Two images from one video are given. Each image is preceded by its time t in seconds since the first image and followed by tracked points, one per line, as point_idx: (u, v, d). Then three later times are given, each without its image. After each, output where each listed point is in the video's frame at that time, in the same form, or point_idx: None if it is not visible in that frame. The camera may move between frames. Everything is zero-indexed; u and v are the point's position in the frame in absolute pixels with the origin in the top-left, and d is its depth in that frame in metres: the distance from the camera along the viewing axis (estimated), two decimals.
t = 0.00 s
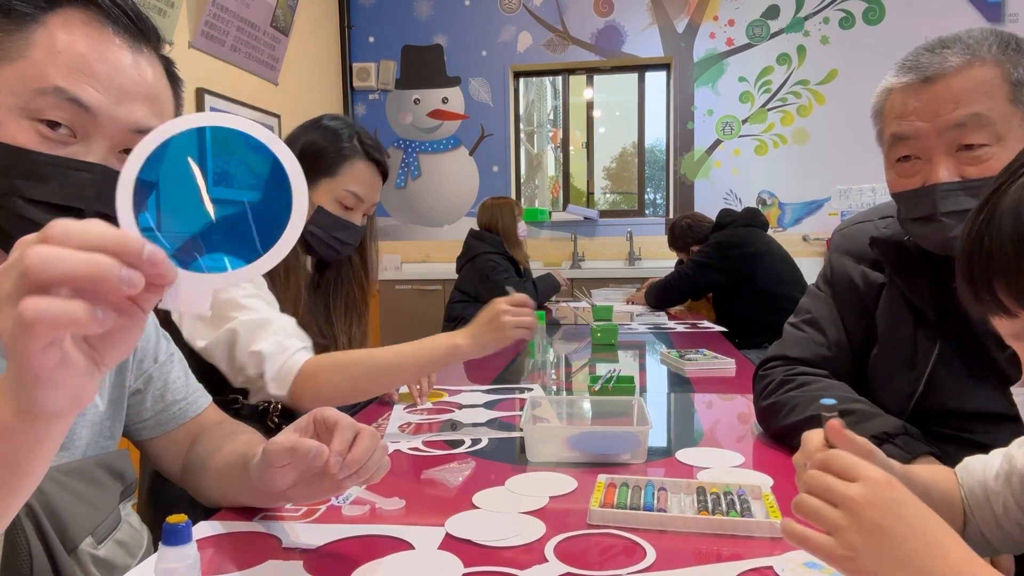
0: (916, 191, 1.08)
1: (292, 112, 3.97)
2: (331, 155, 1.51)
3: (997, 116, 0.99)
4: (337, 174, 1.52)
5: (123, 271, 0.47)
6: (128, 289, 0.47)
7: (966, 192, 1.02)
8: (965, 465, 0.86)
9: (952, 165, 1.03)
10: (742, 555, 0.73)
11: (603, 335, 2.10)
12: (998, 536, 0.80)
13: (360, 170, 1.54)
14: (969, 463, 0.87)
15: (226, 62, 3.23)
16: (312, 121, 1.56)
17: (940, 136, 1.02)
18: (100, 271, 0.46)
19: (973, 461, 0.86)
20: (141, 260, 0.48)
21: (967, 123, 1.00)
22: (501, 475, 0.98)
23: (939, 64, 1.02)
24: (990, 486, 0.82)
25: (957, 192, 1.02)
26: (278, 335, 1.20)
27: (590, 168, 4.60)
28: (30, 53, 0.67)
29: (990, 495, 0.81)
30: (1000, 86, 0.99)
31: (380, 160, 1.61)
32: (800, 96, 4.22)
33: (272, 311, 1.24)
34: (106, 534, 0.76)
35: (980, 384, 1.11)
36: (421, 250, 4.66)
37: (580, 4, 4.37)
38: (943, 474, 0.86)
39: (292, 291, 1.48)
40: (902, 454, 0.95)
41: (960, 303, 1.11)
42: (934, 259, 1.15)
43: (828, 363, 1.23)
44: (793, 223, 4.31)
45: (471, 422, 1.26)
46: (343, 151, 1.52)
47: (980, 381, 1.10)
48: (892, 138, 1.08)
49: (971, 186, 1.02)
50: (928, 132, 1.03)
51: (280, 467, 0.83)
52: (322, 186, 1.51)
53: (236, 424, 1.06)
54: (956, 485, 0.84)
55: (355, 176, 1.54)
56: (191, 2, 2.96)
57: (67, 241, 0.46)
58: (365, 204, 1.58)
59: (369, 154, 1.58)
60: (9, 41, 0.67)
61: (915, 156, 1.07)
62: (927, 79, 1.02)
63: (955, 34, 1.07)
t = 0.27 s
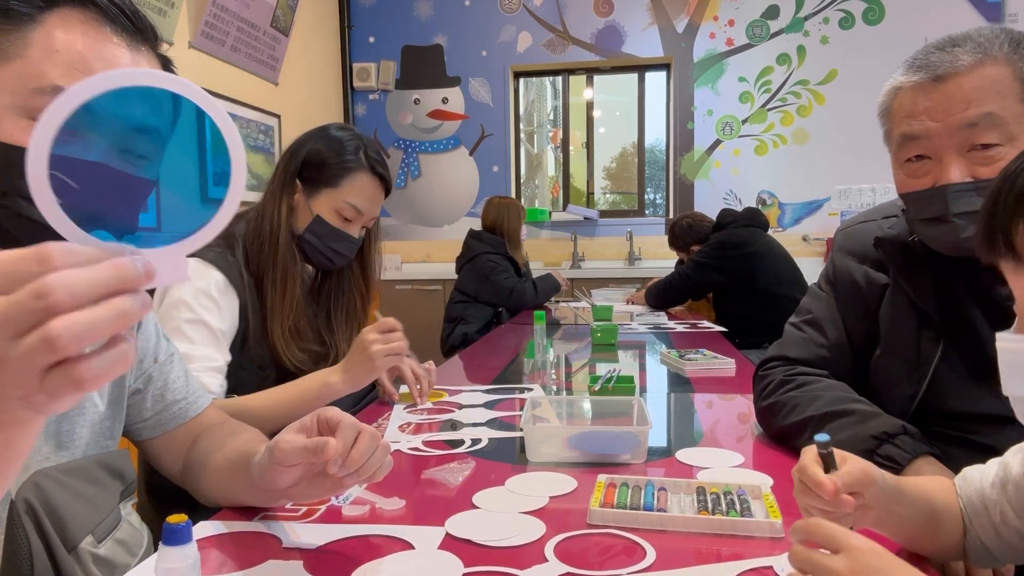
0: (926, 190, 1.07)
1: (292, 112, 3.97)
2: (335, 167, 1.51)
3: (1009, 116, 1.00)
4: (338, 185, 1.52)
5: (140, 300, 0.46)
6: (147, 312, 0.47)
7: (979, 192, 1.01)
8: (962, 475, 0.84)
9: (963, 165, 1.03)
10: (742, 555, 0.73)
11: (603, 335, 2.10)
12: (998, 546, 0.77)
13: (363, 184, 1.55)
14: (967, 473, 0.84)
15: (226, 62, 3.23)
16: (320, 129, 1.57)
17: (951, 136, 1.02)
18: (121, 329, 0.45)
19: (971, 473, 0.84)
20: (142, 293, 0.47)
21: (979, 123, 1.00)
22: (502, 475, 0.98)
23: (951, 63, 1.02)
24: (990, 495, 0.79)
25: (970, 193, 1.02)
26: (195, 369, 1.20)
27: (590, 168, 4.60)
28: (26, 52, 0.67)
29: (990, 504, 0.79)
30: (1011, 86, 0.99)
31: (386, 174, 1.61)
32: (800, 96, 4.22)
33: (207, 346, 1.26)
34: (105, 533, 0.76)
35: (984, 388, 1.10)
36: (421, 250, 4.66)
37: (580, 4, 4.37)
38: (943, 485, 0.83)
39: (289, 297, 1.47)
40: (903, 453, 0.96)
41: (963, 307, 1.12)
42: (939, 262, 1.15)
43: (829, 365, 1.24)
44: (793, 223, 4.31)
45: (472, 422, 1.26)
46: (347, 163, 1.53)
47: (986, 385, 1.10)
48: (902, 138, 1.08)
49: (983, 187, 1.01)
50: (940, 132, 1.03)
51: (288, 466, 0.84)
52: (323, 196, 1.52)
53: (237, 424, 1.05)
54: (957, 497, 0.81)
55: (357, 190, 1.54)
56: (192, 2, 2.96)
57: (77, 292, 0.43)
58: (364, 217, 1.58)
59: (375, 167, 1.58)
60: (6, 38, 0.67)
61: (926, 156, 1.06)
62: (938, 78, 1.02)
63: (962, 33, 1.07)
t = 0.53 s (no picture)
0: (931, 190, 1.07)
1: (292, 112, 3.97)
2: (325, 173, 1.50)
3: (1013, 115, 1.00)
4: (326, 192, 1.50)
5: (120, 263, 0.49)
6: (128, 277, 0.49)
7: (983, 192, 1.02)
8: (961, 478, 0.83)
9: (968, 165, 1.03)
10: (743, 555, 0.72)
11: (603, 335, 2.10)
12: (998, 549, 0.76)
13: (353, 190, 1.53)
14: (966, 477, 0.83)
15: (226, 62, 3.23)
16: (313, 131, 1.56)
17: (956, 135, 1.02)
18: (104, 287, 0.48)
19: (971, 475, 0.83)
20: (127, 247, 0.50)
21: (984, 122, 1.00)
22: (501, 476, 0.98)
23: (955, 62, 1.02)
24: (988, 498, 0.78)
25: (973, 192, 1.02)
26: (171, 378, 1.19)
27: (590, 168, 4.59)
28: (17, 50, 0.66)
29: (989, 508, 0.77)
30: (1015, 84, 0.99)
31: (378, 181, 1.59)
32: (800, 96, 4.21)
33: (191, 353, 1.25)
34: (103, 532, 0.76)
35: (987, 388, 1.10)
36: (421, 250, 4.66)
37: (580, 4, 4.37)
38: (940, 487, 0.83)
39: (278, 300, 1.46)
40: (904, 453, 0.95)
41: (965, 308, 1.12)
42: (943, 264, 1.15)
43: (828, 365, 1.23)
44: (794, 223, 4.30)
45: (472, 422, 1.25)
46: (337, 168, 1.51)
47: (987, 385, 1.09)
48: (906, 138, 1.07)
49: (987, 186, 1.02)
50: (943, 131, 1.02)
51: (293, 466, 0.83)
52: (311, 202, 1.51)
53: (235, 424, 1.05)
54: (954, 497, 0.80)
55: (346, 197, 1.52)
56: (191, 2, 2.96)
57: (54, 254, 0.47)
58: (354, 224, 1.56)
59: (366, 174, 1.56)
60: None
61: (930, 155, 1.06)
62: (942, 77, 1.01)
63: (966, 31, 1.06)
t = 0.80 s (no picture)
0: (931, 190, 1.06)
1: (292, 111, 3.97)
2: (319, 174, 1.49)
3: (1010, 115, 0.99)
4: (320, 194, 1.50)
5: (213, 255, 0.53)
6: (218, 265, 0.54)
7: (981, 192, 1.02)
8: (965, 485, 0.82)
9: (966, 165, 1.03)
10: (743, 555, 0.72)
11: (604, 335, 2.10)
12: (998, 553, 0.76)
13: (346, 192, 1.52)
14: (970, 483, 0.82)
15: (226, 62, 3.23)
16: (309, 131, 1.56)
17: (954, 136, 1.02)
18: (207, 279, 0.51)
19: (973, 478, 0.83)
20: (214, 246, 0.54)
21: (982, 122, 0.99)
22: (501, 475, 0.98)
23: (952, 62, 1.01)
24: (989, 504, 0.77)
25: (971, 192, 1.03)
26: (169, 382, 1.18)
27: (590, 169, 4.60)
28: (67, 70, 0.65)
29: (989, 512, 0.76)
30: (1013, 84, 0.99)
31: (373, 183, 1.57)
32: (800, 96, 4.22)
33: (191, 357, 1.24)
34: (99, 533, 0.76)
35: (986, 389, 1.09)
36: (421, 250, 4.66)
37: (580, 3, 4.37)
38: (943, 489, 0.83)
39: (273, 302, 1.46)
40: (903, 453, 0.95)
41: (964, 307, 1.12)
42: (943, 264, 1.15)
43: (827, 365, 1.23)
44: (794, 223, 4.31)
45: (471, 422, 1.25)
46: (331, 170, 1.50)
47: (986, 385, 1.09)
48: (903, 138, 1.06)
49: (985, 186, 1.02)
50: (941, 131, 1.02)
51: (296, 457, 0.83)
52: (304, 204, 1.51)
53: (234, 424, 1.05)
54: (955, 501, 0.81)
55: (339, 198, 1.51)
56: (191, 2, 2.96)
57: (174, 247, 0.50)
58: (348, 226, 1.55)
59: (360, 175, 1.54)
60: (43, 52, 0.65)
61: (927, 156, 1.05)
62: (939, 77, 1.01)
63: (966, 31, 1.06)
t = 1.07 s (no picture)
0: (933, 192, 1.06)
1: (293, 112, 3.97)
2: (318, 175, 1.49)
3: (1009, 117, 1.00)
4: (320, 195, 1.50)
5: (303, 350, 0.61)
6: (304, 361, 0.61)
7: (981, 194, 1.02)
8: (966, 485, 0.83)
9: (964, 167, 1.04)
10: (743, 555, 0.73)
11: (604, 335, 2.11)
12: (1002, 556, 0.76)
13: (345, 193, 1.52)
14: (970, 483, 0.83)
15: (226, 62, 3.23)
16: (309, 132, 1.56)
17: (952, 138, 1.02)
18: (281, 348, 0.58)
19: (974, 479, 0.83)
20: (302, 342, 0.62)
21: (980, 124, 1.00)
22: (501, 475, 0.98)
23: (950, 65, 1.02)
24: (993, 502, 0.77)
25: (971, 194, 1.03)
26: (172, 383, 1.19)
27: (590, 169, 4.60)
28: (129, 95, 0.76)
29: (992, 511, 0.77)
30: (1011, 86, 0.99)
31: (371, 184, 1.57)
32: (800, 96, 4.22)
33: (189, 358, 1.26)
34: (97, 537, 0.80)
35: (985, 389, 1.10)
36: (421, 250, 4.66)
37: (580, 4, 4.37)
38: (944, 491, 0.83)
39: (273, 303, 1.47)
40: (903, 453, 0.96)
41: (964, 308, 1.12)
42: (942, 264, 1.15)
43: (827, 365, 1.23)
44: (793, 223, 4.31)
45: (471, 422, 1.26)
46: (331, 170, 1.50)
47: (984, 385, 1.10)
48: (902, 140, 1.07)
49: (984, 187, 1.02)
50: (939, 133, 1.02)
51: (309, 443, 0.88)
52: (303, 204, 1.51)
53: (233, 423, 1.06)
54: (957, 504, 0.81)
55: (338, 199, 1.51)
56: (192, 3, 2.96)
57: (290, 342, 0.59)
58: (348, 227, 1.55)
59: (359, 176, 1.54)
60: (103, 78, 0.75)
61: (926, 158, 1.06)
62: (937, 79, 1.02)
63: (962, 33, 1.07)
